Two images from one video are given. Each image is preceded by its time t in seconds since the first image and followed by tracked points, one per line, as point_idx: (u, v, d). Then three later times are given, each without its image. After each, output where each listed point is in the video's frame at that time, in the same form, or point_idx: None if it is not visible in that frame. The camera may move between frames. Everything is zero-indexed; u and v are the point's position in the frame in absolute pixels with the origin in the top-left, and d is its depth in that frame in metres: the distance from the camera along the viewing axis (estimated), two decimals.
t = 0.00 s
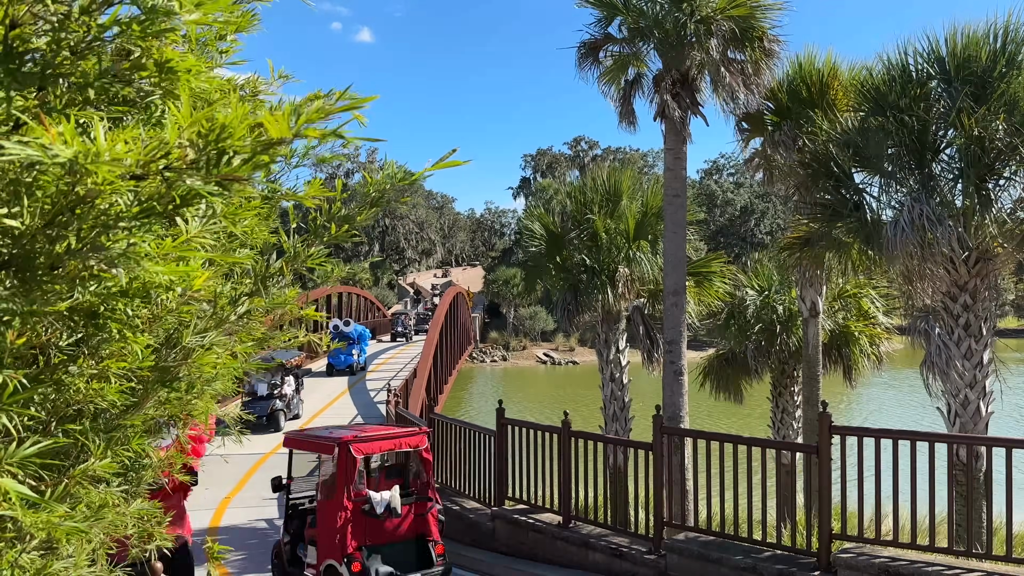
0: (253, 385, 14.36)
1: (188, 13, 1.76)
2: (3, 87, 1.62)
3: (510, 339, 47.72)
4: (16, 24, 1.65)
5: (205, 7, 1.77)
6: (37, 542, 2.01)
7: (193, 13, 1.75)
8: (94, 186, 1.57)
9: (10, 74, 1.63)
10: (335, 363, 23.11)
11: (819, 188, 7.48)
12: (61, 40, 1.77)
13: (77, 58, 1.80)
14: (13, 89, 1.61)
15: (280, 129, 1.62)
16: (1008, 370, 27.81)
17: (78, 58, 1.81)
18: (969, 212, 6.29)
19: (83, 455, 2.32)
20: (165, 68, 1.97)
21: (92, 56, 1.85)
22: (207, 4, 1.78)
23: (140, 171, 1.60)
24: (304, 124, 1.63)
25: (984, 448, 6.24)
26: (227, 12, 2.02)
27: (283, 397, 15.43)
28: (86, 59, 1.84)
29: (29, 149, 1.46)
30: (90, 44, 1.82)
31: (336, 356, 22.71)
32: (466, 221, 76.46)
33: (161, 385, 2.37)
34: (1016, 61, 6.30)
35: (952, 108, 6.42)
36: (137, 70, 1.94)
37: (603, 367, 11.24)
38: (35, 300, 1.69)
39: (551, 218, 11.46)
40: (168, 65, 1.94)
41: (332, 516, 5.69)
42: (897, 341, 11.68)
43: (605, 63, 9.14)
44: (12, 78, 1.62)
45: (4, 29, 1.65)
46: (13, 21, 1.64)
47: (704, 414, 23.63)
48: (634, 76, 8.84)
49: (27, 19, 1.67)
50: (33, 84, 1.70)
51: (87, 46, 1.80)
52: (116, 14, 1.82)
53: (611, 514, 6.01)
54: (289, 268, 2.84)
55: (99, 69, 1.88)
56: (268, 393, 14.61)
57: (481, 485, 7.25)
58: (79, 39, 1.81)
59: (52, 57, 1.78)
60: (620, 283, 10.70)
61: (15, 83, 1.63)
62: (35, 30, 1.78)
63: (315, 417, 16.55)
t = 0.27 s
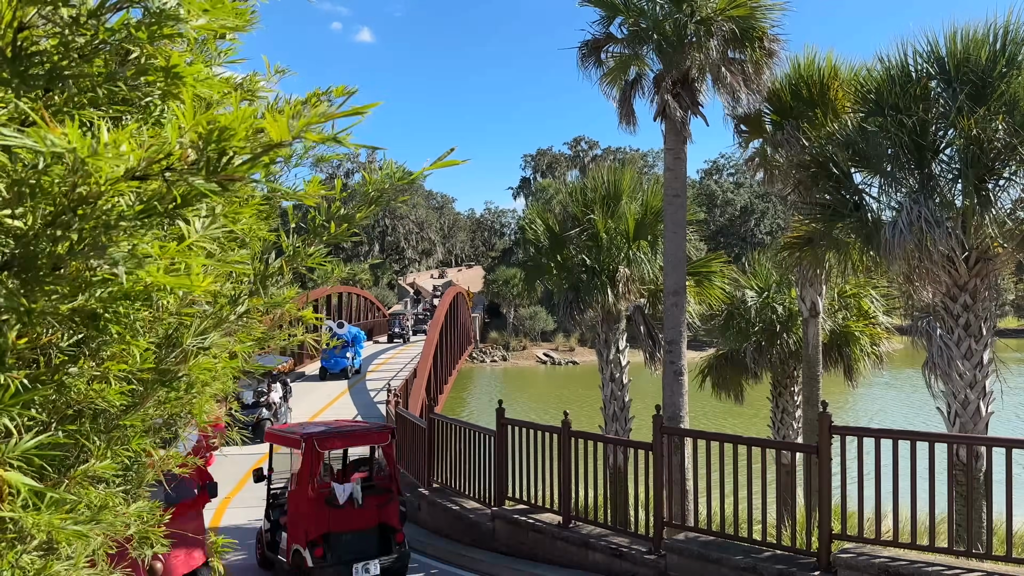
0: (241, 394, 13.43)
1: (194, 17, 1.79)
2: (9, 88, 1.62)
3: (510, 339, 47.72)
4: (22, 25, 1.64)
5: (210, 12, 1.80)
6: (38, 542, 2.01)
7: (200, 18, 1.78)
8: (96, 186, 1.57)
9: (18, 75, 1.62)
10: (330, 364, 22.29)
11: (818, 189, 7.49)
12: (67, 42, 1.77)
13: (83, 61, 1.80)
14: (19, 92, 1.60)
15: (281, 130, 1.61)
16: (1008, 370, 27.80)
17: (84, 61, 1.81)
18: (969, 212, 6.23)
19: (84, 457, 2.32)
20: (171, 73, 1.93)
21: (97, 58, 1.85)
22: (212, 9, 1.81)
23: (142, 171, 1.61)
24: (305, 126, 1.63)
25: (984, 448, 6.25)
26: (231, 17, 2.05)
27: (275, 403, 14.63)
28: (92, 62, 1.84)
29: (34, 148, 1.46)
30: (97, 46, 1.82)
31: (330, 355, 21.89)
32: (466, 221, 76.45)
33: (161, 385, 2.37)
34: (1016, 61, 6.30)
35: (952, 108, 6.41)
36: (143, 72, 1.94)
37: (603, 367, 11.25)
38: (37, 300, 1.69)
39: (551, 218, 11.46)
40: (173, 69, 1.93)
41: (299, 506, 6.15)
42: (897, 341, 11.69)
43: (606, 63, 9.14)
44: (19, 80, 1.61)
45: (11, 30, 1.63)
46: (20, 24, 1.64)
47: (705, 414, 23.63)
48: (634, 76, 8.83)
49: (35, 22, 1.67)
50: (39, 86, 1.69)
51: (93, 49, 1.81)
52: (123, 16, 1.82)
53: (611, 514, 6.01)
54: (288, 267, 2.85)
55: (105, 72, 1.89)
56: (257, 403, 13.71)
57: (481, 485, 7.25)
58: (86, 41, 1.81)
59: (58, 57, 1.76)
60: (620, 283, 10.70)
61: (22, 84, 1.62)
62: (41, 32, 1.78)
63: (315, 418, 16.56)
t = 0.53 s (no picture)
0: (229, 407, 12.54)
1: (194, 19, 1.79)
2: (9, 88, 1.64)
3: (510, 339, 47.73)
4: (22, 26, 1.64)
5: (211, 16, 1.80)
6: (36, 543, 2.01)
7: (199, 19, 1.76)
8: (90, 185, 1.57)
9: (18, 76, 1.63)
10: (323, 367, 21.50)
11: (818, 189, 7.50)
12: (67, 43, 1.77)
13: (84, 62, 1.80)
14: (19, 93, 1.62)
15: (271, 125, 1.64)
16: (1008, 370, 27.82)
17: (83, 61, 1.81)
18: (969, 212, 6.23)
19: (83, 457, 2.31)
20: (171, 74, 1.95)
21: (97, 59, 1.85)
22: (212, 11, 1.81)
23: (137, 171, 1.59)
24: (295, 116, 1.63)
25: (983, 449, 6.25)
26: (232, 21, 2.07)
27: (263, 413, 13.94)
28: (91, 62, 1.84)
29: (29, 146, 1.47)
30: (97, 47, 1.82)
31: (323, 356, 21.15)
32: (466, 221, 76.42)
33: (161, 386, 2.36)
34: (1016, 61, 6.30)
35: (951, 108, 6.40)
36: (144, 74, 1.94)
37: (603, 368, 11.25)
38: (37, 300, 1.70)
39: (552, 218, 11.46)
40: (173, 68, 1.95)
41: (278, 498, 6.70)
42: (897, 341, 11.69)
43: (606, 63, 9.14)
44: (19, 81, 1.63)
45: (10, 30, 1.63)
46: (19, 23, 1.63)
47: (704, 414, 23.64)
48: (634, 76, 8.83)
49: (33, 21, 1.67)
50: (39, 87, 1.71)
51: (92, 49, 1.81)
52: (122, 18, 1.83)
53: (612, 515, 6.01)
54: (288, 267, 2.84)
55: (104, 73, 1.89)
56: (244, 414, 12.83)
57: (481, 485, 7.25)
58: (85, 42, 1.80)
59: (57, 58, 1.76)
60: (620, 283, 10.70)
61: (21, 85, 1.63)
62: (40, 32, 1.78)
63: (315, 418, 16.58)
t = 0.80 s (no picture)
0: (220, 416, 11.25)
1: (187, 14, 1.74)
2: (4, 86, 1.65)
3: (510, 339, 47.72)
4: (15, 24, 1.64)
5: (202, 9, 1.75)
6: (37, 542, 2.01)
7: (191, 14, 1.72)
8: (91, 187, 1.57)
9: (11, 74, 1.65)
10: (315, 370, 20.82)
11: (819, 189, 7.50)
12: (61, 40, 1.78)
13: (78, 60, 1.81)
14: (12, 90, 1.62)
15: (275, 139, 1.62)
16: (1008, 370, 27.83)
17: (79, 59, 1.82)
18: (970, 212, 6.24)
19: (83, 456, 2.32)
20: (165, 69, 1.91)
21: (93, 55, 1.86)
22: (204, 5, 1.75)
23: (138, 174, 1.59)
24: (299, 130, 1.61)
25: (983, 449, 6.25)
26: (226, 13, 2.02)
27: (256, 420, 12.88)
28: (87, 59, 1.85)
29: (33, 152, 1.46)
30: (90, 45, 1.81)
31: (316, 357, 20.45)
32: (466, 221, 76.41)
33: (161, 386, 2.37)
34: (1016, 60, 6.28)
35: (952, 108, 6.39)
36: (137, 72, 1.92)
37: (603, 368, 11.25)
38: (36, 301, 1.69)
39: (552, 218, 11.46)
40: (166, 66, 1.91)
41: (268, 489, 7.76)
42: (897, 341, 11.69)
43: (606, 63, 9.14)
44: (13, 78, 1.64)
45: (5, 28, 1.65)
46: (13, 21, 1.64)
47: (704, 414, 23.64)
48: (634, 76, 8.83)
49: (28, 20, 1.69)
50: (34, 84, 1.72)
51: (87, 46, 1.82)
52: (116, 14, 1.83)
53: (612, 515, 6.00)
54: (287, 266, 2.83)
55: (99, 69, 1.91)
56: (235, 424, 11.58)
57: (481, 485, 7.25)
58: (79, 39, 1.82)
59: (54, 55, 1.78)
60: (620, 283, 10.70)
61: (15, 83, 1.65)
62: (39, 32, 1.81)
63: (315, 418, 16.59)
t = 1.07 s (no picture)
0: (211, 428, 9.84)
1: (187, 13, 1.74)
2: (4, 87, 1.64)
3: (510, 339, 47.71)
4: (15, 23, 1.64)
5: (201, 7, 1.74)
6: (37, 541, 2.02)
7: (190, 13, 1.73)
8: (90, 186, 1.58)
9: (10, 74, 1.64)
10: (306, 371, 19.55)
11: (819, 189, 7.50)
12: (61, 40, 1.78)
13: (78, 60, 1.81)
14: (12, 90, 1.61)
15: (278, 140, 1.62)
16: (1007, 370, 27.83)
17: (79, 59, 1.83)
18: (969, 212, 6.22)
19: (83, 455, 2.32)
20: (165, 69, 1.92)
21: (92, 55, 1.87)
22: (203, 3, 1.75)
23: (138, 172, 1.59)
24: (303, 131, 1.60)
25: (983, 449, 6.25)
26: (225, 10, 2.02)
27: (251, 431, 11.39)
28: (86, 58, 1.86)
29: (34, 150, 1.47)
30: (90, 44, 1.82)
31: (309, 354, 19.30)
32: (466, 221, 76.41)
33: (160, 384, 2.37)
34: (1016, 61, 6.28)
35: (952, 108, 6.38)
36: (137, 71, 1.92)
37: (603, 367, 11.25)
38: (34, 299, 1.69)
39: (552, 218, 11.45)
40: (167, 65, 1.92)
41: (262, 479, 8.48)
42: (897, 341, 11.69)
43: (606, 63, 9.14)
44: (12, 78, 1.63)
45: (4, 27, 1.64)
46: (13, 20, 1.64)
47: (704, 414, 23.64)
48: (634, 76, 8.83)
49: (27, 20, 1.68)
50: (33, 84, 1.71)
51: (86, 46, 1.81)
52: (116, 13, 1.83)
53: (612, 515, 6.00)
54: (285, 265, 2.82)
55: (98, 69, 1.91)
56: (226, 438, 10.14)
57: (481, 485, 7.25)
58: (79, 38, 1.81)
59: (55, 56, 1.78)
60: (620, 283, 10.70)
61: (15, 83, 1.64)
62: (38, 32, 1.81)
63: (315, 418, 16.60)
